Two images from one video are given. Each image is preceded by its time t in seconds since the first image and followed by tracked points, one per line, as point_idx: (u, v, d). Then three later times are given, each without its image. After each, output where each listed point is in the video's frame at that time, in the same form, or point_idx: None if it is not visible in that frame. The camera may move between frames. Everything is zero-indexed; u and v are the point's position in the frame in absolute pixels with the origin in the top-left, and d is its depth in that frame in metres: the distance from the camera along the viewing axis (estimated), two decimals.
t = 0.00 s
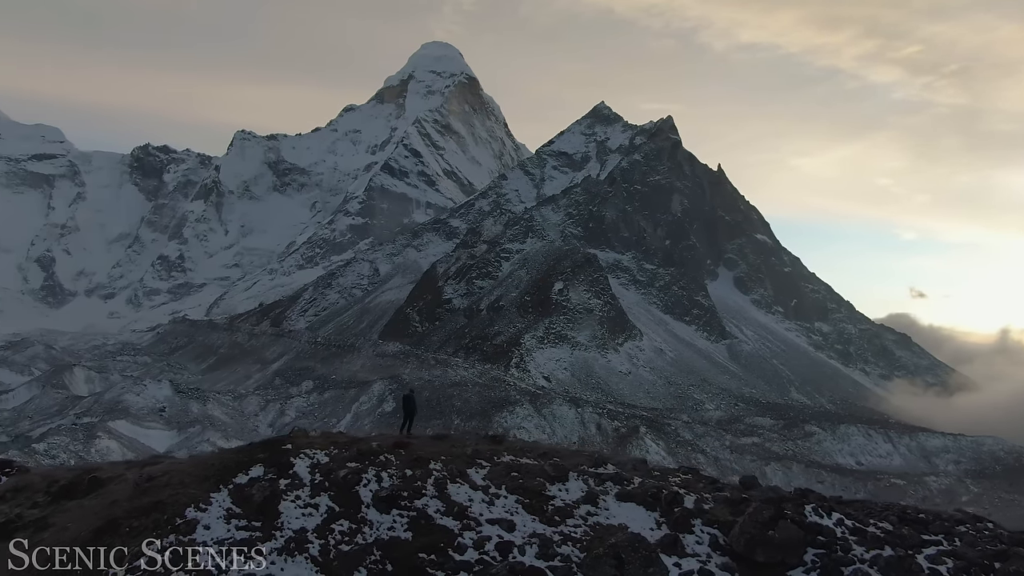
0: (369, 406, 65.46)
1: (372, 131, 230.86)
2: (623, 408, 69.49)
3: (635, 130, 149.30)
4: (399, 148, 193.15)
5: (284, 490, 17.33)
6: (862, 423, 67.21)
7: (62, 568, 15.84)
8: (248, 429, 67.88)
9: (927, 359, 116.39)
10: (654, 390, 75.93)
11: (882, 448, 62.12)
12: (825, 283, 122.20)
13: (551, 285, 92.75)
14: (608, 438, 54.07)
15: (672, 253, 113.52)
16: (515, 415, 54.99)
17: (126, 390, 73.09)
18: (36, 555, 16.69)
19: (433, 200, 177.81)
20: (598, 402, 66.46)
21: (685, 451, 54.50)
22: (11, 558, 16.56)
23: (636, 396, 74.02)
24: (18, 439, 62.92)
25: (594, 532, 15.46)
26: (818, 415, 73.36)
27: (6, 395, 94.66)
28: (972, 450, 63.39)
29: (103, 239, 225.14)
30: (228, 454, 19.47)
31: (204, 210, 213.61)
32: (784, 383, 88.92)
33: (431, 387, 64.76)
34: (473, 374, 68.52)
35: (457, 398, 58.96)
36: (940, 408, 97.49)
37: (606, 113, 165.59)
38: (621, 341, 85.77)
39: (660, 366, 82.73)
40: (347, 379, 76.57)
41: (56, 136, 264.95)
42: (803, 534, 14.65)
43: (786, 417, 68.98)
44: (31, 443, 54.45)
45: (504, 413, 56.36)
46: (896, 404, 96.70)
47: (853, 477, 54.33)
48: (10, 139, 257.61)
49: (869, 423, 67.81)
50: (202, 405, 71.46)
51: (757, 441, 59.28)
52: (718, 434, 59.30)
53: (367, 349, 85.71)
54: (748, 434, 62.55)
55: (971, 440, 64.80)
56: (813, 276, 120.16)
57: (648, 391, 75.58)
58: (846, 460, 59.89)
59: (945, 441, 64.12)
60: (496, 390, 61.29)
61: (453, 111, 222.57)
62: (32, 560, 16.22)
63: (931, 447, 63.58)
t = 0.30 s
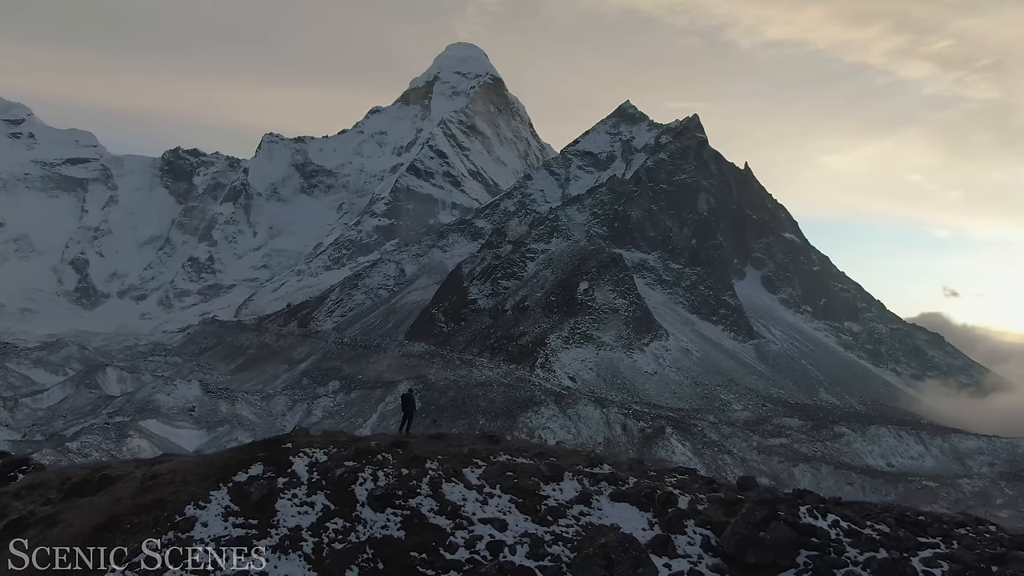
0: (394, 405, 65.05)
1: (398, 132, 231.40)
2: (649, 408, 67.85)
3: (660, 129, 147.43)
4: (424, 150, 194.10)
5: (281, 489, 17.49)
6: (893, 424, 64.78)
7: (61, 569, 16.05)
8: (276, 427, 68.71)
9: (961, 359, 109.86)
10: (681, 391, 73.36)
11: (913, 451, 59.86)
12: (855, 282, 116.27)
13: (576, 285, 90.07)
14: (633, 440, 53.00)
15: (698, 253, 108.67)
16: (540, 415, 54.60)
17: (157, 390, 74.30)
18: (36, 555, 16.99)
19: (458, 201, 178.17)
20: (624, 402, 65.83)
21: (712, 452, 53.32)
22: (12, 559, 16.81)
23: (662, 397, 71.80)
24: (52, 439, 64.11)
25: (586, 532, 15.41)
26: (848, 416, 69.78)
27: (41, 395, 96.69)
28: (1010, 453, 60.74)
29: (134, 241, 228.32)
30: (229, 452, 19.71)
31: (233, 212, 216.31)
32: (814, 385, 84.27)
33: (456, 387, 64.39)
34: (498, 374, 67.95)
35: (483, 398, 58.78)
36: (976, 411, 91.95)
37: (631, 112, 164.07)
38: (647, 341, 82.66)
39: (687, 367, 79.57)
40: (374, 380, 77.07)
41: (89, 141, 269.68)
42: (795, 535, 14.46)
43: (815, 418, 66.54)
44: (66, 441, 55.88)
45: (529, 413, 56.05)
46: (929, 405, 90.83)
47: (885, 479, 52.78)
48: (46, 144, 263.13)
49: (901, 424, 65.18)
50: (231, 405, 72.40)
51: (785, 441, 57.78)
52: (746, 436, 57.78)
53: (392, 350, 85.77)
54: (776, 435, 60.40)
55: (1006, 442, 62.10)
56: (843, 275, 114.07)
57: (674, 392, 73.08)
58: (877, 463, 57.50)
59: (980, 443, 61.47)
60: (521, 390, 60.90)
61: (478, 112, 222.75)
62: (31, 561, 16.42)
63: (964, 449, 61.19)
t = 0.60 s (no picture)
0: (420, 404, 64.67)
1: (424, 134, 231.44)
2: (675, 409, 65.91)
3: (687, 127, 145.34)
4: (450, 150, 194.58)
5: (279, 487, 17.67)
6: (926, 424, 63.05)
7: (61, 566, 16.25)
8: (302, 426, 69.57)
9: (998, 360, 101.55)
10: (708, 393, 71.07)
11: (947, 452, 58.24)
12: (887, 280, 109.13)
13: (602, 285, 88.25)
14: (659, 440, 52.28)
15: (725, 252, 102.85)
16: (566, 415, 54.35)
17: (187, 390, 75.26)
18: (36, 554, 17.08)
19: (484, 201, 178.47)
20: (650, 403, 64.51)
21: (739, 453, 52.35)
22: (9, 557, 16.92)
23: (689, 398, 69.88)
24: (85, 437, 64.60)
25: (577, 531, 15.36)
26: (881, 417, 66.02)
27: (76, 395, 98.58)
28: None
29: (165, 244, 231.13)
30: (231, 451, 20.00)
31: (262, 214, 218.84)
32: (844, 386, 79.93)
33: (481, 387, 63.89)
34: (524, 373, 67.38)
35: (508, 398, 58.53)
36: (1012, 412, 85.62)
37: (658, 111, 161.67)
38: (673, 342, 80.33)
39: (715, 368, 77.06)
40: (400, 380, 77.33)
41: (122, 145, 273.85)
42: (787, 537, 14.28)
43: (845, 418, 64.49)
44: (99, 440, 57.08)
45: (554, 413, 55.84)
46: (963, 407, 85.22)
47: (916, 480, 51.56)
48: (80, 149, 268.17)
49: (933, 424, 63.51)
50: (260, 406, 73.27)
51: (814, 442, 56.54)
52: (773, 436, 56.42)
53: (418, 350, 86.07)
54: (805, 435, 58.87)
55: None
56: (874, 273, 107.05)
57: (702, 393, 70.86)
58: (908, 464, 55.79)
59: (1016, 445, 59.69)
60: (546, 390, 60.57)
61: (504, 112, 222.62)
62: (30, 559, 16.58)
63: (1000, 450, 59.46)
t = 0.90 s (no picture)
0: (445, 405, 64.32)
1: (448, 135, 230.68)
2: (701, 409, 64.07)
3: (713, 125, 143.19)
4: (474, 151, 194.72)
5: (278, 486, 17.83)
6: (958, 425, 61.36)
7: (61, 565, 16.38)
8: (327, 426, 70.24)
9: None
10: (736, 393, 68.76)
11: (981, 453, 56.73)
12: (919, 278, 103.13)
13: (627, 285, 85.77)
14: (685, 441, 51.81)
15: (751, 251, 97.10)
16: (590, 416, 54.13)
17: (216, 391, 76.25)
18: (36, 555, 17.25)
19: (509, 202, 178.62)
20: (676, 403, 63.25)
21: (766, 453, 51.58)
22: (10, 558, 17.09)
23: (716, 397, 67.98)
24: (115, 437, 65.64)
25: (569, 531, 15.32)
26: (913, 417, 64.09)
27: (108, 395, 100.41)
28: None
29: (195, 246, 234.18)
30: (233, 450, 20.22)
31: (289, 217, 220.72)
32: (874, 386, 76.75)
33: (507, 388, 63.40)
34: (549, 374, 66.89)
35: (534, 398, 58.25)
36: None
37: (683, 110, 158.52)
38: (699, 341, 77.68)
39: (742, 368, 74.15)
40: (426, 380, 77.33)
41: (152, 149, 277.67)
42: (779, 538, 14.09)
43: (876, 419, 63.13)
44: (131, 440, 58.33)
45: (580, 413, 55.77)
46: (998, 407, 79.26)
47: (949, 483, 50.43)
48: (112, 153, 272.68)
49: (966, 424, 62.12)
50: (287, 406, 74.12)
51: (844, 442, 55.28)
52: (801, 436, 55.26)
53: (444, 351, 86.20)
54: (833, 436, 57.48)
55: None
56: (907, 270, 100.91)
57: (729, 393, 68.67)
58: (940, 466, 54.42)
59: None
60: (572, 390, 60.24)
61: (528, 113, 222.21)
62: (31, 559, 16.75)
63: None
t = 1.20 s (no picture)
0: (471, 405, 64.05)
1: (473, 135, 229.94)
2: (729, 409, 62.77)
3: (740, 123, 140.87)
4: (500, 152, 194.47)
5: (277, 484, 18.00)
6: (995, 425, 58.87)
7: (60, 565, 16.55)
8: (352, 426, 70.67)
9: None
10: (763, 392, 67.29)
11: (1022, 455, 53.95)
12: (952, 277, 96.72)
13: (652, 284, 82.29)
14: (712, 441, 51.72)
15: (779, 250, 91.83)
16: (616, 417, 54.01)
17: (244, 391, 77.12)
18: (37, 554, 17.44)
19: (535, 202, 178.38)
20: (703, 404, 61.99)
21: (794, 455, 50.74)
22: (11, 558, 17.28)
23: (743, 399, 66.50)
24: (145, 437, 66.82)
25: (560, 531, 15.27)
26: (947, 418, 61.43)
27: (139, 395, 101.99)
28: None
29: (224, 247, 237.03)
30: (237, 449, 20.42)
31: (316, 218, 222.25)
32: (905, 387, 73.46)
33: (531, 387, 62.68)
34: (574, 374, 66.01)
35: (560, 399, 57.91)
36: None
37: (709, 108, 155.36)
38: (727, 341, 75.10)
39: (770, 369, 71.82)
40: (450, 381, 76.90)
41: (182, 152, 281.36)
42: (770, 540, 13.89)
43: (908, 419, 61.21)
44: (160, 440, 59.42)
45: (605, 414, 55.63)
46: None
47: (985, 486, 48.76)
48: (143, 157, 276.89)
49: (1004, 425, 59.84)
50: (314, 406, 74.72)
51: (874, 444, 53.76)
52: (831, 437, 54.08)
53: (469, 351, 85.95)
54: (864, 437, 55.71)
55: None
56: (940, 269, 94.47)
57: (756, 393, 67.24)
58: (975, 468, 52.03)
59: None
60: (597, 390, 59.65)
61: (553, 113, 221.36)
62: (31, 559, 16.94)
63: None
